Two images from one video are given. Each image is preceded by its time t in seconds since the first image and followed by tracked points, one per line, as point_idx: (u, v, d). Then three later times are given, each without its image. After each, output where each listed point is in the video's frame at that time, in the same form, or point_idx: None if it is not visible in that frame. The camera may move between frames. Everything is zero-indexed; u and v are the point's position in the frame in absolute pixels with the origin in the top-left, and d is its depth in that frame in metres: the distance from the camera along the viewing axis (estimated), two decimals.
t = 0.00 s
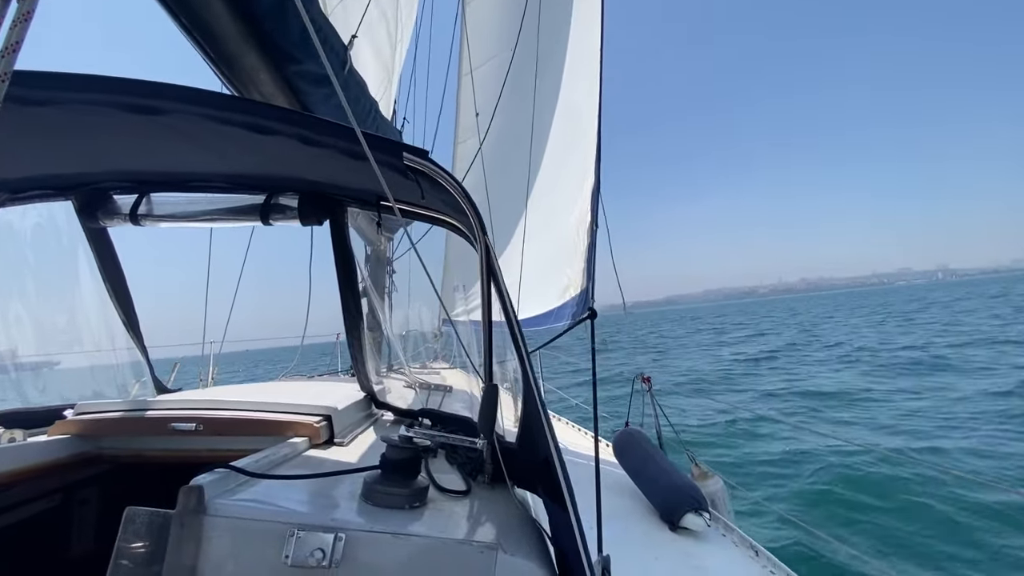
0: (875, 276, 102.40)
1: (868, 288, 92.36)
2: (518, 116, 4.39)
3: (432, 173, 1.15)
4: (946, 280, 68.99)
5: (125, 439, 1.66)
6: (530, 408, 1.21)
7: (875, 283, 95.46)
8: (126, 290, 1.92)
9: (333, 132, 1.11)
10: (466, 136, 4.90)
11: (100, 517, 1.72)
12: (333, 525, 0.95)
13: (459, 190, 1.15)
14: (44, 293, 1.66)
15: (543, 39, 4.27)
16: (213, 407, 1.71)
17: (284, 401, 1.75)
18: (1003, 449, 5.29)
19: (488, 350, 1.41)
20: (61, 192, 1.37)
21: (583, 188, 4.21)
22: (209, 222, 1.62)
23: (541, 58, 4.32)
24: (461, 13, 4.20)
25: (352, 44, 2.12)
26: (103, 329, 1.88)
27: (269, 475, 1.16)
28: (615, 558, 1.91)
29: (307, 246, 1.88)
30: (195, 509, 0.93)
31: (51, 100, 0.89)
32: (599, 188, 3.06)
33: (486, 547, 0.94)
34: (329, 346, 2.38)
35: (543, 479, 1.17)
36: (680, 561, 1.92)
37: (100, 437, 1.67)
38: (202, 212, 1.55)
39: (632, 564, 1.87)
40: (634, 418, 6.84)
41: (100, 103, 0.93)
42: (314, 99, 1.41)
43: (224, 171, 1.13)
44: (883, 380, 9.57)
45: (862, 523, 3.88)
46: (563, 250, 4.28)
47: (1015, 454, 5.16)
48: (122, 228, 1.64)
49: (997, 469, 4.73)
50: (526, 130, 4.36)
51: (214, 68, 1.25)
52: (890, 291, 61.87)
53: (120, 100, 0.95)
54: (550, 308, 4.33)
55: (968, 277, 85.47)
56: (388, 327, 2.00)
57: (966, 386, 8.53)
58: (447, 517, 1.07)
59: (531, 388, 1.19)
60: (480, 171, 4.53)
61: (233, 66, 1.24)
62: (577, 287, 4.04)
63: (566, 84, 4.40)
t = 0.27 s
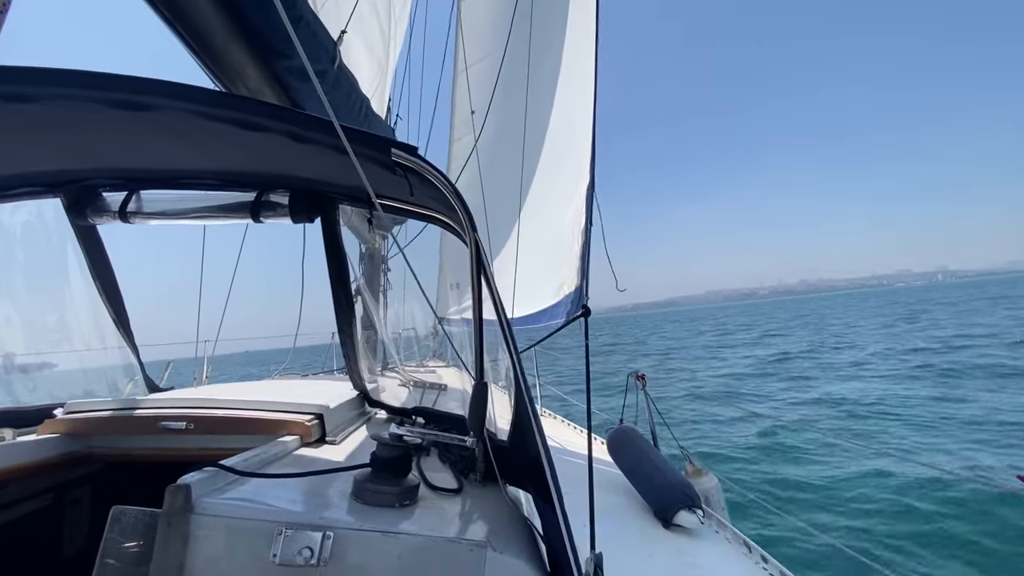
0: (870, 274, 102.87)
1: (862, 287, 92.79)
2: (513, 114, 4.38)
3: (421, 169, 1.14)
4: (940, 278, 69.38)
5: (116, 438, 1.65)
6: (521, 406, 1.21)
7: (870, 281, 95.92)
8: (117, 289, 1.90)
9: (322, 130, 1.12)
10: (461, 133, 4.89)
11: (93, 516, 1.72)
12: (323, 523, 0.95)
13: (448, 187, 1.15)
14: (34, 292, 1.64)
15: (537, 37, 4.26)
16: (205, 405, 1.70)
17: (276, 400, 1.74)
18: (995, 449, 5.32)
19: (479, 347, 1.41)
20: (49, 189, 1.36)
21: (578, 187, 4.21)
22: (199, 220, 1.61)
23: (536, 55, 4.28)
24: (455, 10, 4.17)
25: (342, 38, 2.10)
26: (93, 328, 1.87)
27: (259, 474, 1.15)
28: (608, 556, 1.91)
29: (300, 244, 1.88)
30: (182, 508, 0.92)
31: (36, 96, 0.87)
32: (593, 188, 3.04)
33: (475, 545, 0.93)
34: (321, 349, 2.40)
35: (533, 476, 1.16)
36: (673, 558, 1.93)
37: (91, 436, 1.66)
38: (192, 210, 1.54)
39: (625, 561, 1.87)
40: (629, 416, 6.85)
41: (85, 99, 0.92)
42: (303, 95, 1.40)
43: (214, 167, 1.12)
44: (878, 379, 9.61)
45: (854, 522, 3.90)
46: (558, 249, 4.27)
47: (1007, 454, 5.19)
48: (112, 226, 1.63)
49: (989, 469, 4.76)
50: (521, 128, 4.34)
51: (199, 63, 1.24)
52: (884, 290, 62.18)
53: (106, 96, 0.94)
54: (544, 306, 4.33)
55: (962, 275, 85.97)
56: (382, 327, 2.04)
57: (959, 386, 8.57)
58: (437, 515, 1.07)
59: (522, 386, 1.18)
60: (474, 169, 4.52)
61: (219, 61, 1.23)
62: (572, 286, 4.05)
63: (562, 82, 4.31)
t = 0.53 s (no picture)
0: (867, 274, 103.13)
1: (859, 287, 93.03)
2: (512, 115, 4.40)
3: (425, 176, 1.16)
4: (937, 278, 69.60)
5: (118, 441, 1.66)
6: (523, 409, 1.22)
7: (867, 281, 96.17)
8: (118, 291, 1.91)
9: (326, 137, 1.13)
10: (461, 134, 4.90)
11: (93, 518, 1.71)
12: (328, 527, 0.95)
13: (451, 193, 1.16)
14: (36, 294, 1.64)
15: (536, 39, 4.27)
16: (207, 408, 1.71)
17: (278, 402, 1.75)
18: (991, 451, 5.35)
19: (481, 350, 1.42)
20: (52, 193, 1.36)
21: (575, 190, 4.27)
22: (202, 223, 1.62)
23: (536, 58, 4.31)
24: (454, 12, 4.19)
25: (343, 42, 2.11)
26: (94, 329, 1.86)
27: (263, 477, 1.16)
28: (608, 557, 1.92)
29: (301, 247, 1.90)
30: (189, 512, 0.93)
31: (43, 103, 0.88)
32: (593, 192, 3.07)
33: (478, 548, 0.95)
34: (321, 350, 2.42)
35: (535, 479, 1.17)
36: (672, 559, 1.94)
37: (93, 439, 1.67)
38: (195, 213, 1.55)
39: (625, 561, 1.89)
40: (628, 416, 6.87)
41: (91, 106, 0.93)
42: (306, 101, 1.41)
43: (218, 173, 1.13)
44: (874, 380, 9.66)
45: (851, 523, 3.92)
46: (558, 250, 4.29)
47: (1003, 455, 5.22)
48: (114, 229, 1.63)
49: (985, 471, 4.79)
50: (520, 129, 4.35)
51: (205, 70, 1.25)
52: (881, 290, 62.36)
53: (112, 103, 0.95)
54: (542, 307, 4.35)
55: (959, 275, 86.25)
56: (382, 328, 2.04)
57: (955, 388, 8.63)
58: (441, 517, 1.08)
59: (525, 389, 1.20)
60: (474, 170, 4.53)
61: (224, 67, 1.24)
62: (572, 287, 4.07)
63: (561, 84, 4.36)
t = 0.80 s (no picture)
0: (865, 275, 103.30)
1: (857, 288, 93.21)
2: (513, 117, 4.41)
3: (433, 182, 1.17)
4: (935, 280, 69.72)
5: (123, 443, 1.67)
6: (528, 411, 1.23)
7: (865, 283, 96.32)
8: (122, 293, 1.92)
9: (336, 143, 1.14)
10: (461, 135, 4.91)
11: (96, 518, 1.71)
12: (335, 528, 0.96)
13: (459, 198, 1.17)
14: (39, 294, 1.64)
15: (537, 41, 4.29)
16: (211, 410, 1.72)
17: (281, 405, 1.76)
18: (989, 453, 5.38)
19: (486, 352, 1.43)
20: (57, 195, 1.37)
21: (575, 193, 4.27)
22: (206, 226, 1.62)
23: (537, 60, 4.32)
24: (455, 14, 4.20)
25: (349, 47, 2.13)
26: (97, 330, 1.87)
27: (269, 479, 1.17)
28: (610, 558, 1.93)
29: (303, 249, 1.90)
30: (198, 514, 0.94)
31: (53, 108, 0.89)
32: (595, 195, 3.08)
33: (485, 550, 0.95)
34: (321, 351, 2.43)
35: (541, 481, 1.18)
36: (673, 560, 1.95)
37: (98, 441, 1.68)
38: (199, 216, 1.55)
39: (626, 563, 1.89)
40: (627, 417, 6.88)
41: (100, 111, 0.94)
42: (313, 104, 1.42)
43: (226, 176, 1.14)
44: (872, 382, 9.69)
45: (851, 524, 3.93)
46: (558, 251, 4.30)
47: (1001, 457, 5.24)
48: (119, 232, 1.64)
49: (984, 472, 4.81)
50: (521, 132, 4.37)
51: (213, 74, 1.26)
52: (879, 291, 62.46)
53: (121, 108, 0.95)
54: (543, 308, 4.36)
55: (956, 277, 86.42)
56: (383, 329, 2.00)
57: (953, 390, 8.66)
58: (448, 519, 1.09)
59: (530, 391, 1.21)
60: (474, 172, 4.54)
61: (232, 71, 1.25)
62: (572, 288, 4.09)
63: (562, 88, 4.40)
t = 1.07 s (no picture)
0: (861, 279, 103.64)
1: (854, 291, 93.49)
2: (510, 121, 4.42)
3: (427, 190, 1.17)
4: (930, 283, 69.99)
5: (119, 448, 1.66)
6: (522, 416, 1.23)
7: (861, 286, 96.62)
8: (118, 296, 1.90)
9: (329, 151, 1.14)
10: (458, 139, 4.92)
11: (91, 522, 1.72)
12: (330, 535, 0.97)
13: (452, 206, 1.17)
14: (36, 298, 1.65)
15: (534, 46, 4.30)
16: (207, 415, 1.72)
17: (277, 409, 1.76)
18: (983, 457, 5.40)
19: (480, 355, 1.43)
20: (53, 201, 1.37)
21: (573, 197, 4.31)
22: (203, 231, 1.63)
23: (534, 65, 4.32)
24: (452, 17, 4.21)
25: (346, 53, 2.13)
26: (93, 334, 1.86)
27: (264, 485, 1.17)
28: (606, 562, 1.93)
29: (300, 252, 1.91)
30: (193, 520, 0.94)
31: (51, 118, 0.91)
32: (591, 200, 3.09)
33: (478, 556, 0.96)
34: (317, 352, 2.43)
35: (534, 487, 1.19)
36: (667, 563, 1.96)
37: (94, 446, 1.67)
38: (196, 222, 1.56)
39: (620, 567, 1.90)
40: (623, 421, 6.89)
41: (96, 120, 0.94)
42: (309, 111, 1.43)
43: (222, 183, 1.15)
44: (868, 384, 9.72)
45: (845, 528, 3.94)
46: (555, 255, 4.30)
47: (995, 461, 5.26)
48: (115, 236, 1.63)
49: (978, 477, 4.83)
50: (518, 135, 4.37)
51: (209, 81, 1.27)
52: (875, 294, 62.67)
53: (117, 117, 0.96)
54: (540, 311, 4.36)
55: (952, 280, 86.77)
56: (380, 331, 2.00)
57: (948, 393, 8.69)
58: (441, 525, 1.09)
59: (523, 394, 1.21)
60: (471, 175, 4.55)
61: (228, 78, 1.25)
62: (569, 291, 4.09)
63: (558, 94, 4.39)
